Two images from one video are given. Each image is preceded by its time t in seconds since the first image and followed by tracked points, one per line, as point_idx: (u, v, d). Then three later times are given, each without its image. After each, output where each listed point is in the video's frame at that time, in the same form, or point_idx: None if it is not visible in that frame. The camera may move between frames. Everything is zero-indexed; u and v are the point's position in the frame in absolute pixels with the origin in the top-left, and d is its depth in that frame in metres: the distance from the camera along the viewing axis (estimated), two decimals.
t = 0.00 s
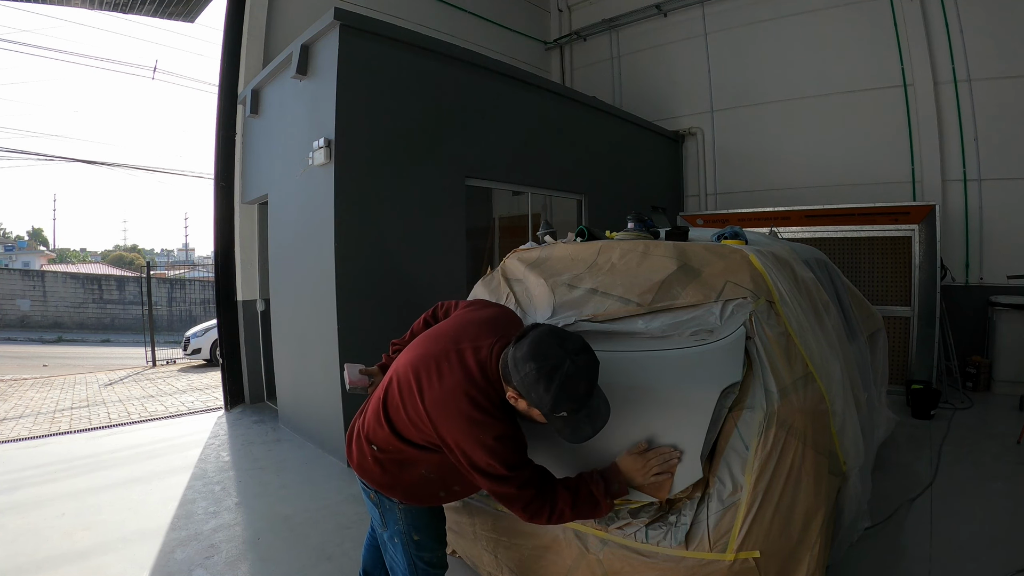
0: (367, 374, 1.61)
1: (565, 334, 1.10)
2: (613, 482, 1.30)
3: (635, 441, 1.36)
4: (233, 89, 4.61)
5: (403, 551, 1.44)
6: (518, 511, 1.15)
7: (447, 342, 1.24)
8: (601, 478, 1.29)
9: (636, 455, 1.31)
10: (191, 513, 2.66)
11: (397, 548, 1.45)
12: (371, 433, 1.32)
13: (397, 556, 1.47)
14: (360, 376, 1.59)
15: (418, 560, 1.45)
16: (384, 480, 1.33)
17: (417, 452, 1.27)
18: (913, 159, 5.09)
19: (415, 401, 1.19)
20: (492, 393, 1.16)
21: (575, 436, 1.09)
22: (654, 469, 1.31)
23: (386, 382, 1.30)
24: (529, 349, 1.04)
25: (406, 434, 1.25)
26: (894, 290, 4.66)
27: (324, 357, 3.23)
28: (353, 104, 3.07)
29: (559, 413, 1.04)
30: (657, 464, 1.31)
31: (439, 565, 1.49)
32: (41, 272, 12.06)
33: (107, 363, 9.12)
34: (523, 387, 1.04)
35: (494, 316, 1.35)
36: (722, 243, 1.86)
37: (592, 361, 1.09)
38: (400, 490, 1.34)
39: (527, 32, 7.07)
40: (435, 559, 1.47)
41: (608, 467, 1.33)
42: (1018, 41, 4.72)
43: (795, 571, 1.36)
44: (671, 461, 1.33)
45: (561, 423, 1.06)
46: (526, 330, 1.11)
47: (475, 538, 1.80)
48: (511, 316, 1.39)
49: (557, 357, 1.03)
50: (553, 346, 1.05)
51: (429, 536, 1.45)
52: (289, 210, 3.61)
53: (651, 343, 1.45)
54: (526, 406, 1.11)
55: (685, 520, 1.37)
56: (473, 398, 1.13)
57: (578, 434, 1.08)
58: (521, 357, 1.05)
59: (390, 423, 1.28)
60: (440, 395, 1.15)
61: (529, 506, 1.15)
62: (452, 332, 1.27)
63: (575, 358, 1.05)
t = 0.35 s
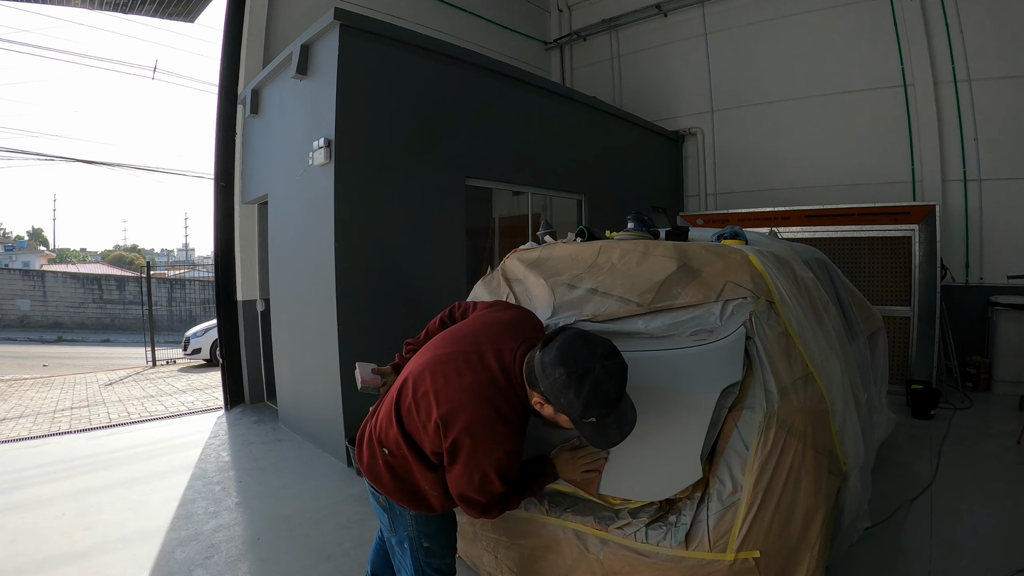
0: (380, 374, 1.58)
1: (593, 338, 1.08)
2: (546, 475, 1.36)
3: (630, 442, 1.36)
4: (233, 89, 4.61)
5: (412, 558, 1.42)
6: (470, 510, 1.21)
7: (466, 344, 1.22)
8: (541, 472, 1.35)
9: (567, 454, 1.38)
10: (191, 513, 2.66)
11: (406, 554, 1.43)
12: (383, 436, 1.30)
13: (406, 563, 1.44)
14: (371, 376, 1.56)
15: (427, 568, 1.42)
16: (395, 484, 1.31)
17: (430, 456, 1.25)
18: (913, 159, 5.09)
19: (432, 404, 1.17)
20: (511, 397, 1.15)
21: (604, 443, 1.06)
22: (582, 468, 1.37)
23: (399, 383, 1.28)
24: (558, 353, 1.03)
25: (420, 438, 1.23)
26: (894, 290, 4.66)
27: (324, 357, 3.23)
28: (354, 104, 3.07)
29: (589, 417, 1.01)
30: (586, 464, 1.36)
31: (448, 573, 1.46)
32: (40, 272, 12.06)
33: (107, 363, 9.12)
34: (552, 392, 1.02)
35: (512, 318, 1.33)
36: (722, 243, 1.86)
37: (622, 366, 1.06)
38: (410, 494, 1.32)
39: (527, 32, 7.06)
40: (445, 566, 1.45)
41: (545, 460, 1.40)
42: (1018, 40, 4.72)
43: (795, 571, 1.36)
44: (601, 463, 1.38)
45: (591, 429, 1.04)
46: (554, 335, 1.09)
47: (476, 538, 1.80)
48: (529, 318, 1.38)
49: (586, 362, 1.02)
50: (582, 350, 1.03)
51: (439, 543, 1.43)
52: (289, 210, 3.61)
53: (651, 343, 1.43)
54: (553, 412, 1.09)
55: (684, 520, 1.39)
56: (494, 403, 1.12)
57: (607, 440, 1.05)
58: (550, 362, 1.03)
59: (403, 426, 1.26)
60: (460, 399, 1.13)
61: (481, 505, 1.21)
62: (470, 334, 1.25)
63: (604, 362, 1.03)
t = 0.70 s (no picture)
0: (386, 375, 1.56)
1: (608, 333, 1.06)
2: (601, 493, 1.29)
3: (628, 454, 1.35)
4: (233, 89, 4.61)
5: (417, 561, 1.41)
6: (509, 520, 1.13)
7: (477, 344, 1.22)
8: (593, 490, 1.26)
9: (626, 472, 1.31)
10: (191, 513, 2.66)
11: (411, 557, 1.42)
12: (394, 439, 1.29)
13: (410, 566, 1.44)
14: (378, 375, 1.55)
15: (432, 570, 1.42)
16: (405, 489, 1.30)
17: (442, 458, 1.24)
18: (913, 159, 5.09)
19: (444, 405, 1.16)
20: (524, 395, 1.13)
21: (618, 440, 1.05)
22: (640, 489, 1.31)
23: (409, 385, 1.27)
24: (572, 350, 1.01)
25: (433, 439, 1.22)
26: (894, 290, 4.66)
27: (324, 357, 3.23)
28: (353, 104, 3.07)
29: (604, 415, 1.00)
30: (647, 483, 1.30)
31: None
32: (40, 272, 12.06)
33: (107, 363, 9.12)
34: (566, 390, 1.01)
35: (522, 318, 1.33)
36: (721, 243, 1.86)
37: (637, 363, 1.05)
38: (422, 498, 1.31)
39: (527, 32, 7.06)
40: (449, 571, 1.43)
41: (601, 479, 1.32)
42: (1018, 40, 4.72)
43: (795, 572, 1.36)
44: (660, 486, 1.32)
45: (606, 426, 1.03)
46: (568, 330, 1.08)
47: (476, 538, 1.80)
48: (540, 319, 1.37)
49: (602, 358, 1.00)
50: (597, 346, 1.01)
51: (445, 547, 1.41)
52: (289, 211, 3.61)
53: (652, 343, 1.42)
54: (568, 410, 1.08)
55: (685, 520, 1.38)
56: (506, 402, 1.11)
57: (622, 437, 1.05)
58: (565, 358, 1.01)
59: (414, 428, 1.25)
60: (473, 399, 1.12)
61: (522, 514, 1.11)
62: (480, 335, 1.25)
63: (620, 359, 1.01)
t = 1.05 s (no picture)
0: (387, 377, 1.55)
1: (610, 327, 1.06)
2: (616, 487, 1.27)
3: (629, 453, 1.35)
4: (233, 89, 4.61)
5: (418, 563, 1.41)
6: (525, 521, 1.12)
7: (480, 343, 1.22)
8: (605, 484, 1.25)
9: (637, 465, 1.30)
10: (191, 513, 2.66)
11: (413, 560, 1.42)
12: (397, 441, 1.29)
13: (413, 569, 1.44)
14: (380, 377, 1.54)
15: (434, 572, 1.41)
16: (409, 491, 1.30)
17: (446, 458, 1.24)
18: (913, 159, 5.09)
19: (447, 404, 1.16)
20: (529, 393, 1.13)
21: (625, 433, 1.06)
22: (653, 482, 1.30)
23: (412, 385, 1.27)
24: (576, 345, 1.01)
25: (436, 440, 1.21)
26: (893, 290, 4.66)
27: (324, 357, 3.22)
28: (354, 105, 3.07)
29: (611, 409, 1.00)
30: (660, 475, 1.30)
31: None
32: (40, 272, 12.06)
33: (107, 363, 9.12)
34: (572, 385, 1.01)
35: (524, 317, 1.33)
36: (721, 243, 1.86)
37: (642, 355, 1.05)
38: (427, 500, 1.31)
39: (527, 32, 7.07)
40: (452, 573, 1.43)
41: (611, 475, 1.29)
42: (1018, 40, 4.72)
43: (795, 572, 1.35)
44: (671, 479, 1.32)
45: (612, 420, 1.03)
46: (570, 326, 1.07)
47: (476, 537, 1.80)
48: (543, 317, 1.37)
49: (606, 351, 1.00)
50: (602, 340, 1.01)
51: (448, 548, 1.42)
52: (289, 211, 3.61)
53: (651, 343, 1.43)
54: (574, 405, 1.07)
55: (685, 520, 1.37)
56: (511, 399, 1.11)
57: (630, 430, 1.05)
58: (569, 353, 1.01)
59: (416, 429, 1.25)
60: (477, 399, 1.11)
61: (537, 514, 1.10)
62: (483, 334, 1.25)
63: (625, 352, 1.01)
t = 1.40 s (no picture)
0: (385, 377, 1.56)
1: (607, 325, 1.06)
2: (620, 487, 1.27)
3: (624, 454, 1.35)
4: (233, 89, 4.61)
5: (418, 564, 1.41)
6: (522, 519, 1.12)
7: (478, 343, 1.21)
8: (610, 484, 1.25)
9: (647, 462, 1.31)
10: (191, 513, 2.66)
11: (413, 560, 1.42)
12: (395, 442, 1.29)
13: (414, 570, 1.44)
14: (378, 378, 1.54)
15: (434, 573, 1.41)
16: (408, 491, 1.30)
17: (446, 458, 1.24)
18: (913, 159, 5.09)
19: (446, 405, 1.15)
20: (528, 392, 1.13)
21: (626, 431, 1.05)
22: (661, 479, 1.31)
23: (411, 386, 1.27)
24: (572, 343, 1.01)
25: (435, 440, 1.21)
26: (893, 290, 4.66)
27: (324, 356, 3.22)
28: (353, 105, 3.07)
29: (610, 406, 1.00)
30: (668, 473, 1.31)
31: None
32: (40, 272, 12.05)
33: (107, 363, 9.12)
34: (570, 383, 1.01)
35: (522, 316, 1.33)
36: (722, 243, 1.86)
37: (639, 351, 1.04)
38: (426, 500, 1.31)
39: (527, 32, 7.06)
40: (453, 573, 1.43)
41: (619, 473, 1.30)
42: (1018, 40, 4.72)
43: (795, 571, 1.36)
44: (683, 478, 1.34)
45: (612, 417, 1.02)
46: (567, 326, 1.08)
47: (476, 538, 1.80)
48: (542, 317, 1.37)
49: (603, 347, 1.00)
50: (598, 337, 1.01)
51: (448, 549, 1.42)
52: (289, 210, 3.61)
53: (652, 343, 1.44)
54: (574, 405, 1.07)
55: (685, 520, 1.37)
56: (510, 399, 1.10)
57: (630, 428, 1.04)
58: (566, 350, 1.01)
59: (415, 429, 1.25)
60: (475, 399, 1.11)
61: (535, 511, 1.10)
62: (481, 334, 1.25)
63: (622, 348, 1.01)
